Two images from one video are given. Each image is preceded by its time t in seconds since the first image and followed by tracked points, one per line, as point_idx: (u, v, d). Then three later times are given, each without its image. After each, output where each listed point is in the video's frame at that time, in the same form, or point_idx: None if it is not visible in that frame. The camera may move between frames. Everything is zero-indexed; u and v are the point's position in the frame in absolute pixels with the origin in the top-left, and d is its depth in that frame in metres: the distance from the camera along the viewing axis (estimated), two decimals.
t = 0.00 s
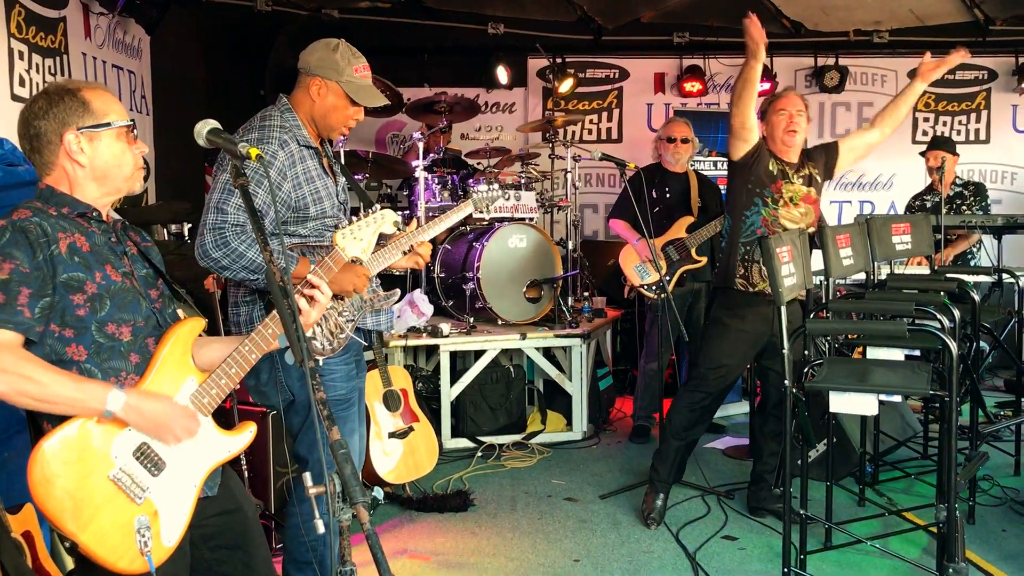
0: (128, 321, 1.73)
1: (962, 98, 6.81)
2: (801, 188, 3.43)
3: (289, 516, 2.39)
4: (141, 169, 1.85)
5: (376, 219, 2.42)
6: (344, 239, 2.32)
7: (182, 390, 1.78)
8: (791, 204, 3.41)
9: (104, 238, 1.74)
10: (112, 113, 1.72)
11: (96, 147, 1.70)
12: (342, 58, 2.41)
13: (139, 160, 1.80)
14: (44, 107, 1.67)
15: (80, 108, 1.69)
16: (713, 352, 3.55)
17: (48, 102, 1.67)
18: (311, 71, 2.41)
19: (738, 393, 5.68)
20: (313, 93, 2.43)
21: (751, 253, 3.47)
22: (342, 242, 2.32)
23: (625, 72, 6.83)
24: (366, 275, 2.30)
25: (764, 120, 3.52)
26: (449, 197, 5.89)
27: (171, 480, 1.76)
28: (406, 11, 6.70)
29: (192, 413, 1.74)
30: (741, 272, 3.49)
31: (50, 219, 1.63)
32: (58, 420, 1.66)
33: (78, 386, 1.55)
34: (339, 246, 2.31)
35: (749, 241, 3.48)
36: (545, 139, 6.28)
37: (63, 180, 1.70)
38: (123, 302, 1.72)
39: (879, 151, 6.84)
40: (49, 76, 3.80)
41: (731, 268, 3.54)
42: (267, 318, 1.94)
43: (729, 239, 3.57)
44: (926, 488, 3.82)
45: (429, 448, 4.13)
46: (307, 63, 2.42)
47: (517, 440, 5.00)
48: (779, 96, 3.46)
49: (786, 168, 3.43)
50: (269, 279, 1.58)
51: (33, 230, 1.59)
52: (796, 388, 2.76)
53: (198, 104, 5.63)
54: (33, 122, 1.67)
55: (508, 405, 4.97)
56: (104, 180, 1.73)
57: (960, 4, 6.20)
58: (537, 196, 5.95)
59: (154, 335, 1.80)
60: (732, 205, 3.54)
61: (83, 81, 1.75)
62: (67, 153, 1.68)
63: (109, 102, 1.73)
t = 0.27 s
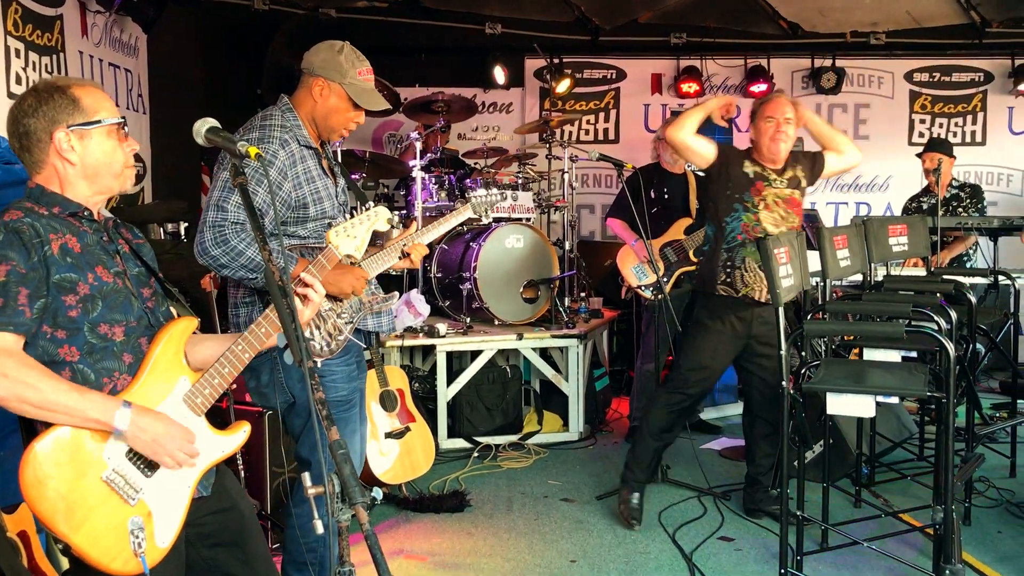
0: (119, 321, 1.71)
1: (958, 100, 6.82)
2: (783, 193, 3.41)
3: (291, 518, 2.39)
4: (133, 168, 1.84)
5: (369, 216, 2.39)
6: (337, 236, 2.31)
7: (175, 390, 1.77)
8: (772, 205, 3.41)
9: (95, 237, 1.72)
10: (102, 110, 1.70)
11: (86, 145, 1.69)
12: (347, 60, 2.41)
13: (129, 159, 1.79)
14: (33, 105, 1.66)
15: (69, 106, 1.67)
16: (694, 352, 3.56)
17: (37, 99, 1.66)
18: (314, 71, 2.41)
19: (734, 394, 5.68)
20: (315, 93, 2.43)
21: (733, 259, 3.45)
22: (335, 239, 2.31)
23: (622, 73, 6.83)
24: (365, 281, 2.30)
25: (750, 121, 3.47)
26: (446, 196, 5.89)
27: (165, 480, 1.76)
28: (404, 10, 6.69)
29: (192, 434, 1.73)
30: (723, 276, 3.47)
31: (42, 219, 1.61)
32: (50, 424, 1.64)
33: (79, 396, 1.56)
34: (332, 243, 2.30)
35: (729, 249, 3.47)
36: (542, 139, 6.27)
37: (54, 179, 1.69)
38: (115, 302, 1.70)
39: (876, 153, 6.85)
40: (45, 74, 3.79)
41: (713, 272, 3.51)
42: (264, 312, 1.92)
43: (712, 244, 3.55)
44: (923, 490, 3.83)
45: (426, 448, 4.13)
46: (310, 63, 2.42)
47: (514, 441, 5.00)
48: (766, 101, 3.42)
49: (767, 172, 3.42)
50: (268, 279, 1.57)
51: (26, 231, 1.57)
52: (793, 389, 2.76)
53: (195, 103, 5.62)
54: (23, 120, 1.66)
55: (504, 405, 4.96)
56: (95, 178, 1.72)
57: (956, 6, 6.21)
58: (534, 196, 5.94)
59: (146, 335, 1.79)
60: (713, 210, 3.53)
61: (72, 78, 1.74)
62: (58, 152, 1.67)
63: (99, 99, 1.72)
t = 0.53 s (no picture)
0: (114, 320, 1.70)
1: (954, 102, 6.83)
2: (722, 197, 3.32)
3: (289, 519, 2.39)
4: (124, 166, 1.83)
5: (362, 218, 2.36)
6: (329, 238, 2.28)
7: (167, 390, 1.76)
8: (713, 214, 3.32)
9: (88, 236, 1.70)
10: (95, 109, 1.70)
11: (78, 144, 1.68)
12: (350, 61, 2.41)
13: (121, 157, 1.79)
14: (24, 103, 1.65)
15: (61, 104, 1.66)
16: (661, 365, 3.51)
17: (28, 98, 1.65)
18: (317, 72, 2.41)
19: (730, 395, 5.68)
20: (318, 94, 2.42)
21: (685, 268, 3.40)
22: (327, 241, 2.27)
23: (619, 74, 6.83)
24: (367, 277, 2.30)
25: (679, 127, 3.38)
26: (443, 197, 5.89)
27: (158, 480, 1.74)
28: (401, 11, 6.69)
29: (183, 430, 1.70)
30: (679, 286, 3.42)
31: (35, 217, 1.60)
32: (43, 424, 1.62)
33: (72, 393, 1.53)
34: (324, 245, 2.26)
35: (680, 259, 3.41)
36: (538, 140, 6.27)
37: (46, 177, 1.68)
38: (109, 301, 1.69)
39: (872, 155, 6.87)
40: (41, 73, 3.78)
41: (668, 282, 3.45)
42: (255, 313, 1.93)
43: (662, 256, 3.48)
44: (918, 491, 3.83)
45: (422, 448, 4.12)
46: (313, 64, 2.42)
47: (510, 441, 5.00)
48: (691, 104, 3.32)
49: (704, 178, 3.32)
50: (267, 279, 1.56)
51: (20, 229, 1.56)
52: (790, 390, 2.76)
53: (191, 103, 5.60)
54: (14, 119, 1.65)
55: (500, 406, 4.96)
56: (87, 177, 1.71)
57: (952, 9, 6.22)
58: (530, 197, 5.94)
59: (140, 334, 1.77)
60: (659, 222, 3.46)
61: (61, 76, 1.73)
62: (49, 151, 1.66)
63: (90, 97, 1.71)
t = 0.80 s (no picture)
0: (107, 320, 1.69)
1: (949, 104, 6.85)
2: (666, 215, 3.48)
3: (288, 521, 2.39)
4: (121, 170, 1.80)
5: (355, 220, 2.34)
6: (323, 239, 2.26)
7: (160, 390, 1.74)
8: (651, 233, 3.47)
9: (82, 235, 1.69)
10: (96, 112, 1.67)
11: (76, 146, 1.66)
12: (352, 61, 2.41)
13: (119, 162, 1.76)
14: (26, 101, 1.62)
15: (61, 105, 1.64)
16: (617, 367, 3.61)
17: (31, 95, 1.63)
18: (320, 71, 2.41)
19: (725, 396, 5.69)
20: (320, 93, 2.42)
21: (625, 279, 3.58)
22: (321, 241, 2.25)
23: (615, 75, 6.84)
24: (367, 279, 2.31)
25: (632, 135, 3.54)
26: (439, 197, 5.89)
27: (150, 481, 1.72)
28: (397, 11, 6.68)
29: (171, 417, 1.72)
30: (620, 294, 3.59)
31: (29, 215, 1.59)
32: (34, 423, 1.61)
33: (55, 386, 1.51)
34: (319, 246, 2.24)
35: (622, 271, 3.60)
36: (534, 141, 6.28)
37: (41, 176, 1.66)
38: (102, 300, 1.68)
39: (867, 156, 6.88)
40: (36, 72, 3.76)
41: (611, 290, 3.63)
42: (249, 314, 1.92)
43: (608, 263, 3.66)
44: (913, 492, 3.84)
45: (418, 449, 4.11)
46: (315, 63, 2.41)
47: (505, 442, 5.00)
48: (642, 113, 3.47)
49: (642, 194, 3.50)
50: (264, 279, 1.56)
51: (11, 228, 1.55)
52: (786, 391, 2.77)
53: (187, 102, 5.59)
54: (14, 115, 1.62)
55: (496, 406, 4.96)
56: (83, 179, 1.68)
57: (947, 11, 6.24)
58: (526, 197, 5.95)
59: (134, 334, 1.76)
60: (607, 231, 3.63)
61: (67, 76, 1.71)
62: (46, 151, 1.64)
63: (93, 100, 1.69)
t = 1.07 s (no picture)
0: (107, 319, 1.66)
1: (944, 104, 6.87)
2: (637, 217, 3.58)
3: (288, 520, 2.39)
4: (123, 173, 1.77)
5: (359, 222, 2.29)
6: (324, 243, 2.23)
7: (159, 392, 1.72)
8: (627, 235, 3.56)
9: (82, 233, 1.66)
10: (103, 113, 1.65)
11: (80, 146, 1.62)
12: (357, 61, 2.42)
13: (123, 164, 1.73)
14: (35, 98, 1.59)
15: (69, 104, 1.61)
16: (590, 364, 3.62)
17: (40, 93, 1.60)
18: (324, 70, 2.42)
19: (721, 396, 5.70)
20: (325, 93, 2.43)
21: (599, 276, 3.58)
22: (321, 245, 2.23)
23: (611, 74, 6.85)
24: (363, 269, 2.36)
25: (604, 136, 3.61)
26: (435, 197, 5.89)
27: (146, 482, 1.70)
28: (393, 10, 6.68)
29: (164, 403, 1.67)
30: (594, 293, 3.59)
31: (29, 212, 1.56)
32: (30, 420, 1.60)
33: (43, 376, 1.49)
34: (319, 250, 2.23)
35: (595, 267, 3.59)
36: (530, 140, 6.28)
37: (43, 173, 1.62)
38: (102, 299, 1.65)
39: (863, 157, 6.90)
40: (32, 70, 3.75)
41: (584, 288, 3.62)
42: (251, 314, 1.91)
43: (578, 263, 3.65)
44: (909, 491, 3.85)
45: (414, 449, 4.11)
46: (320, 62, 2.43)
47: (501, 441, 5.00)
48: (617, 114, 3.57)
49: (619, 196, 3.57)
50: (263, 276, 1.56)
51: (9, 224, 1.53)
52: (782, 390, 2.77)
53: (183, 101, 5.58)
54: (20, 112, 1.59)
55: (491, 406, 4.97)
56: (86, 179, 1.65)
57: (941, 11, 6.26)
58: (523, 197, 5.95)
59: (134, 334, 1.74)
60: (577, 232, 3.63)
61: (78, 76, 1.68)
62: (49, 149, 1.61)
63: (101, 101, 1.66)
